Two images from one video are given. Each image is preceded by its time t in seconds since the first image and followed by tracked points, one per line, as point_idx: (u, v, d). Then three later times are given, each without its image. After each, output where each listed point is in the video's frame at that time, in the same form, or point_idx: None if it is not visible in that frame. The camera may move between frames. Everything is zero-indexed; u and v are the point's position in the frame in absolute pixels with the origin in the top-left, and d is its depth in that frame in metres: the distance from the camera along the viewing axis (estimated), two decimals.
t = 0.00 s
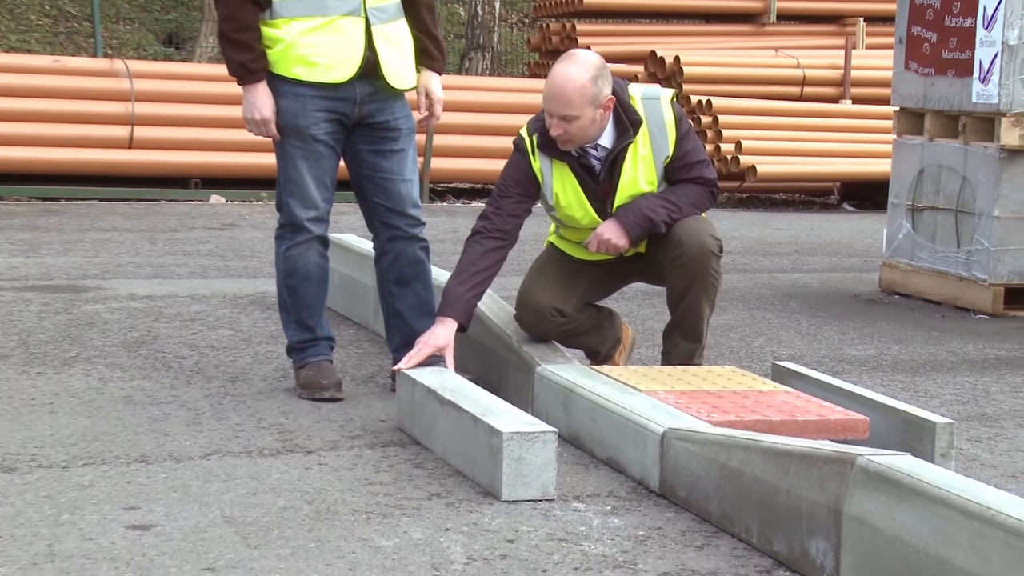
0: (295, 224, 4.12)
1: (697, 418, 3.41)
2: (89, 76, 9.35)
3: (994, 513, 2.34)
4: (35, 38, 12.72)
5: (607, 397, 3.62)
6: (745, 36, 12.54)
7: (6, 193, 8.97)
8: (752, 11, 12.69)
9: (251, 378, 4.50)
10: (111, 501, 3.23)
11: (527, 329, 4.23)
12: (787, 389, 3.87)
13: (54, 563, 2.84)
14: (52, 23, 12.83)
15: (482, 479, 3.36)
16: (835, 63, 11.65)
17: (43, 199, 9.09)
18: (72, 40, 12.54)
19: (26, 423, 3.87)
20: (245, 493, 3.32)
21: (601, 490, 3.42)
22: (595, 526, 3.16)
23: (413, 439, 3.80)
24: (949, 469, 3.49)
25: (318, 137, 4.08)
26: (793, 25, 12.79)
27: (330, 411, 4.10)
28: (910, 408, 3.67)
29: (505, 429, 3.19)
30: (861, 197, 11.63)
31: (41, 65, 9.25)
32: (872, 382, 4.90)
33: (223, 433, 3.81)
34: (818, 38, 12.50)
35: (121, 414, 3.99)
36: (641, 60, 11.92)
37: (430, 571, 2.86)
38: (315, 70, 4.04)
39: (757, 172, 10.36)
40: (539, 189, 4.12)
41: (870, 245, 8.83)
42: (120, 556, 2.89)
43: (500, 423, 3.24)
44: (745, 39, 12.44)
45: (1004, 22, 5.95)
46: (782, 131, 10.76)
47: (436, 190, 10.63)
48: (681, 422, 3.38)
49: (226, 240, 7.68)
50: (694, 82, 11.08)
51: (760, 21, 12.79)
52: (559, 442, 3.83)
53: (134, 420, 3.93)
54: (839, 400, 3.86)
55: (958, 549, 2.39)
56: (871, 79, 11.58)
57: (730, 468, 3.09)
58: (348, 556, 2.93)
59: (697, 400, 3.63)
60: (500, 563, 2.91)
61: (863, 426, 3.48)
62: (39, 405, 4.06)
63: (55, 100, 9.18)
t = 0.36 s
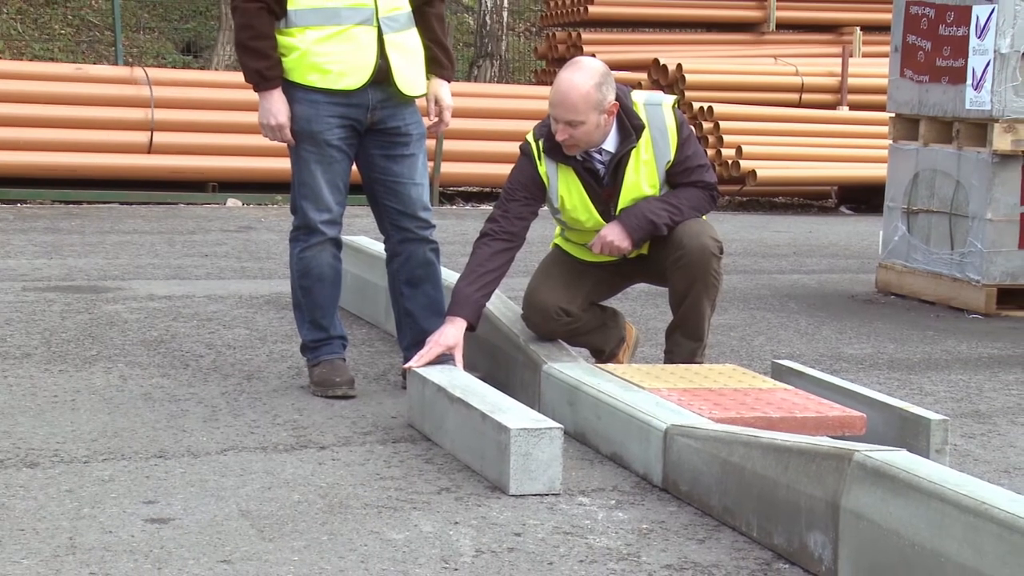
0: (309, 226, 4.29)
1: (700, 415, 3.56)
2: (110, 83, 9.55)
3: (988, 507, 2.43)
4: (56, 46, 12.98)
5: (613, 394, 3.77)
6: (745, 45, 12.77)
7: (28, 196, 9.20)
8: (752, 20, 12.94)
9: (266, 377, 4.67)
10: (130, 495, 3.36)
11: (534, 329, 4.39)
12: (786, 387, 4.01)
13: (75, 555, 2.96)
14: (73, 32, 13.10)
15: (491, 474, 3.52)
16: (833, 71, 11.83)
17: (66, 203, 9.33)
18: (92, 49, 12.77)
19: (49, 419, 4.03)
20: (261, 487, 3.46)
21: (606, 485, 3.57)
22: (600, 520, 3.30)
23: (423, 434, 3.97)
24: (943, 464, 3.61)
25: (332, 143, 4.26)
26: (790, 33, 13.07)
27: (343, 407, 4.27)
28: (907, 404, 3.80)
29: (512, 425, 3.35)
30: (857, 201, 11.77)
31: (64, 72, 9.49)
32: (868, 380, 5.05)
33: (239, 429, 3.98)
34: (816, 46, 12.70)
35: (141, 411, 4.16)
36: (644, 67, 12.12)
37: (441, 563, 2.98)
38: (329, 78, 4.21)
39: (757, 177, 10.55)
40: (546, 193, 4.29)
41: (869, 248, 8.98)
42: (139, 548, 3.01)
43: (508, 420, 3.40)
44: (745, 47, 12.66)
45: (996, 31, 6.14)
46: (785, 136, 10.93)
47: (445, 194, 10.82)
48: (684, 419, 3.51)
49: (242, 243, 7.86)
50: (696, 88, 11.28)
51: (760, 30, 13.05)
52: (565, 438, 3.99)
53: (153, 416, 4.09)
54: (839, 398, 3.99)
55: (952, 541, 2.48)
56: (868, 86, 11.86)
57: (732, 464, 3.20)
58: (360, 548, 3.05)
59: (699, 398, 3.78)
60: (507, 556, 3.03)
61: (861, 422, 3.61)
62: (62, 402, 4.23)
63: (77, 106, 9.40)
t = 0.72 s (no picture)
0: (310, 226, 4.29)
1: (701, 415, 3.56)
2: (112, 83, 9.55)
3: (989, 507, 2.43)
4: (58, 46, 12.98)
5: (614, 395, 3.77)
6: (746, 45, 12.79)
7: (30, 196, 9.20)
8: (753, 20, 12.95)
9: (267, 377, 4.67)
10: (131, 495, 3.37)
11: (536, 329, 4.39)
12: (788, 387, 4.00)
13: (76, 555, 2.96)
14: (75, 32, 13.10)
15: (492, 474, 3.52)
16: (834, 71, 11.83)
17: (67, 203, 9.33)
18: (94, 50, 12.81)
19: (50, 419, 4.03)
20: (262, 487, 3.46)
21: (607, 485, 3.57)
22: (601, 520, 3.30)
23: (424, 435, 3.97)
24: (944, 464, 3.61)
25: (333, 143, 4.26)
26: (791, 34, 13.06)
27: (344, 408, 4.27)
28: (908, 405, 3.79)
29: (514, 425, 3.35)
30: (859, 201, 11.79)
31: (66, 73, 9.50)
32: (869, 381, 5.05)
33: (240, 430, 3.98)
34: (817, 46, 12.71)
35: (142, 411, 4.16)
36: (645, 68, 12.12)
37: (442, 563, 2.98)
38: (330, 78, 4.21)
39: (758, 177, 10.54)
40: (547, 193, 4.29)
41: (871, 249, 8.98)
42: (140, 548, 3.01)
43: (509, 420, 3.41)
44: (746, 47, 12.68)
45: (997, 31, 6.14)
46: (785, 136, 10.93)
47: (446, 194, 10.81)
48: (685, 420, 3.51)
49: (243, 243, 7.86)
50: (697, 89, 11.28)
51: (761, 31, 13.06)
52: (566, 438, 3.99)
53: (154, 417, 4.09)
54: (840, 398, 3.99)
55: (953, 541, 2.48)
56: (869, 87, 11.86)
57: (733, 464, 3.20)
58: (360, 549, 3.05)
59: (700, 398, 3.78)
60: (508, 556, 3.03)
61: (862, 422, 3.61)
62: (63, 402, 4.23)
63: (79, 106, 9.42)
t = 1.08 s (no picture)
0: (310, 226, 4.29)
1: (701, 415, 3.56)
2: (111, 83, 9.55)
3: (989, 507, 2.43)
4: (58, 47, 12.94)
5: (614, 395, 3.77)
6: (746, 45, 12.79)
7: (31, 196, 9.20)
8: (753, 20, 12.95)
9: (267, 377, 4.67)
10: (131, 495, 3.37)
11: (536, 328, 4.39)
12: (787, 387, 4.00)
13: (76, 555, 2.96)
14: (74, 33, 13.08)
15: (491, 474, 3.52)
16: (834, 71, 11.83)
17: (67, 203, 9.33)
18: (93, 49, 12.78)
19: (50, 420, 4.03)
20: (262, 487, 3.46)
21: (606, 485, 3.57)
22: (601, 520, 3.30)
23: (424, 435, 3.97)
24: (944, 464, 3.61)
25: (333, 143, 4.26)
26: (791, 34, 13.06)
27: (344, 408, 4.27)
28: (908, 405, 3.79)
29: (514, 425, 3.35)
30: (859, 201, 11.78)
31: (65, 73, 9.49)
32: (869, 381, 5.05)
33: (240, 430, 3.98)
34: (818, 46, 12.71)
35: (142, 411, 4.16)
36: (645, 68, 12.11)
37: (441, 563, 2.98)
38: (330, 77, 4.21)
39: (758, 177, 10.54)
40: (548, 193, 4.28)
41: (870, 249, 8.98)
42: (140, 548, 3.01)
43: (508, 420, 3.41)
44: (747, 47, 12.68)
45: (997, 31, 6.14)
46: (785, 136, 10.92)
47: (446, 194, 10.81)
48: (684, 419, 3.51)
49: (243, 243, 7.86)
50: (697, 89, 11.28)
51: (761, 31, 13.06)
52: (566, 439, 3.99)
53: (154, 417, 4.09)
54: (839, 398, 3.99)
55: (953, 542, 2.48)
56: (869, 87, 11.86)
57: (732, 464, 3.20)
58: (360, 549, 3.05)
59: (699, 398, 3.78)
60: (508, 556, 3.03)
61: (862, 422, 3.61)
62: (63, 402, 4.23)
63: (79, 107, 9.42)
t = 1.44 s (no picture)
0: (309, 226, 4.29)
1: (700, 415, 3.56)
2: (110, 83, 9.56)
3: (988, 507, 2.43)
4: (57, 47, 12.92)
5: (613, 395, 3.77)
6: (746, 45, 12.79)
7: (30, 196, 9.20)
8: (752, 20, 12.96)
9: (266, 377, 4.67)
10: (130, 495, 3.37)
11: (535, 328, 4.39)
12: (786, 387, 4.00)
13: (75, 555, 2.96)
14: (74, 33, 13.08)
15: (491, 474, 3.51)
16: (833, 71, 11.83)
17: (66, 203, 9.32)
18: (92, 49, 12.77)
19: (49, 420, 4.02)
20: (261, 487, 3.46)
21: (606, 485, 3.57)
22: (600, 520, 3.30)
23: (423, 435, 3.97)
24: (942, 465, 3.61)
25: (332, 143, 4.26)
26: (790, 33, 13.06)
27: (343, 408, 4.27)
28: (907, 405, 3.79)
29: (513, 425, 3.35)
30: (859, 201, 11.78)
31: (64, 73, 9.50)
32: (868, 381, 5.05)
33: (239, 430, 3.98)
34: (817, 46, 12.71)
35: (141, 411, 4.16)
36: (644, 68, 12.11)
37: (440, 563, 2.98)
38: (329, 77, 4.21)
39: (757, 177, 10.53)
40: (547, 192, 4.28)
41: (869, 249, 8.98)
42: (139, 548, 3.01)
43: (508, 420, 3.41)
44: (746, 47, 12.68)
45: (996, 31, 6.14)
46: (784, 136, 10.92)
47: (445, 194, 10.81)
48: (683, 420, 3.51)
49: (242, 243, 7.85)
50: (696, 89, 11.28)
51: (760, 31, 13.07)
52: (565, 439, 3.99)
53: (153, 417, 4.09)
54: (839, 398, 3.99)
55: (953, 542, 2.48)
56: (868, 87, 11.87)
57: (731, 464, 3.20)
58: (359, 549, 3.05)
59: (699, 398, 3.77)
60: (507, 556, 3.04)
61: (861, 422, 3.61)
62: (62, 402, 4.22)
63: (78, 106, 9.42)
